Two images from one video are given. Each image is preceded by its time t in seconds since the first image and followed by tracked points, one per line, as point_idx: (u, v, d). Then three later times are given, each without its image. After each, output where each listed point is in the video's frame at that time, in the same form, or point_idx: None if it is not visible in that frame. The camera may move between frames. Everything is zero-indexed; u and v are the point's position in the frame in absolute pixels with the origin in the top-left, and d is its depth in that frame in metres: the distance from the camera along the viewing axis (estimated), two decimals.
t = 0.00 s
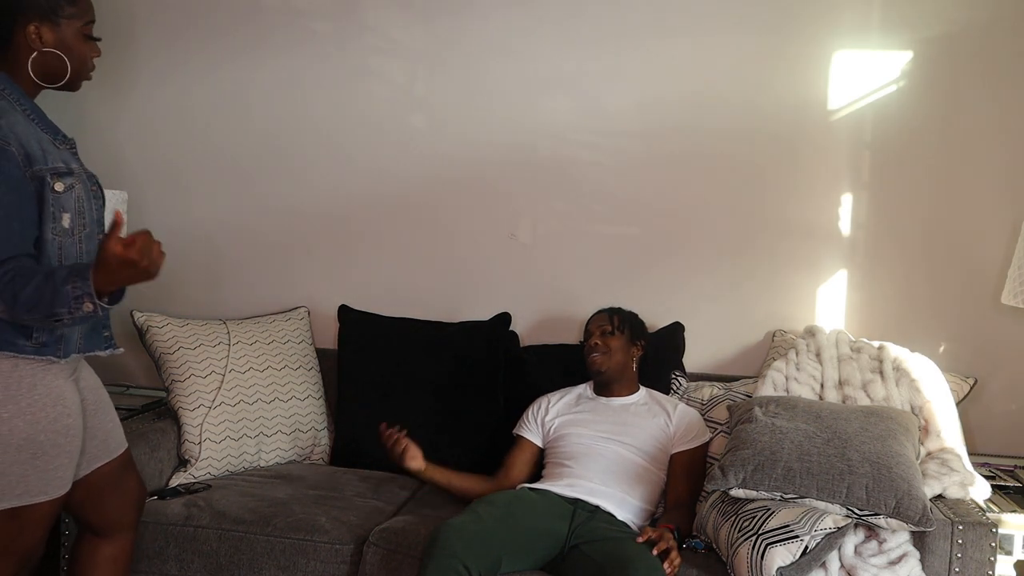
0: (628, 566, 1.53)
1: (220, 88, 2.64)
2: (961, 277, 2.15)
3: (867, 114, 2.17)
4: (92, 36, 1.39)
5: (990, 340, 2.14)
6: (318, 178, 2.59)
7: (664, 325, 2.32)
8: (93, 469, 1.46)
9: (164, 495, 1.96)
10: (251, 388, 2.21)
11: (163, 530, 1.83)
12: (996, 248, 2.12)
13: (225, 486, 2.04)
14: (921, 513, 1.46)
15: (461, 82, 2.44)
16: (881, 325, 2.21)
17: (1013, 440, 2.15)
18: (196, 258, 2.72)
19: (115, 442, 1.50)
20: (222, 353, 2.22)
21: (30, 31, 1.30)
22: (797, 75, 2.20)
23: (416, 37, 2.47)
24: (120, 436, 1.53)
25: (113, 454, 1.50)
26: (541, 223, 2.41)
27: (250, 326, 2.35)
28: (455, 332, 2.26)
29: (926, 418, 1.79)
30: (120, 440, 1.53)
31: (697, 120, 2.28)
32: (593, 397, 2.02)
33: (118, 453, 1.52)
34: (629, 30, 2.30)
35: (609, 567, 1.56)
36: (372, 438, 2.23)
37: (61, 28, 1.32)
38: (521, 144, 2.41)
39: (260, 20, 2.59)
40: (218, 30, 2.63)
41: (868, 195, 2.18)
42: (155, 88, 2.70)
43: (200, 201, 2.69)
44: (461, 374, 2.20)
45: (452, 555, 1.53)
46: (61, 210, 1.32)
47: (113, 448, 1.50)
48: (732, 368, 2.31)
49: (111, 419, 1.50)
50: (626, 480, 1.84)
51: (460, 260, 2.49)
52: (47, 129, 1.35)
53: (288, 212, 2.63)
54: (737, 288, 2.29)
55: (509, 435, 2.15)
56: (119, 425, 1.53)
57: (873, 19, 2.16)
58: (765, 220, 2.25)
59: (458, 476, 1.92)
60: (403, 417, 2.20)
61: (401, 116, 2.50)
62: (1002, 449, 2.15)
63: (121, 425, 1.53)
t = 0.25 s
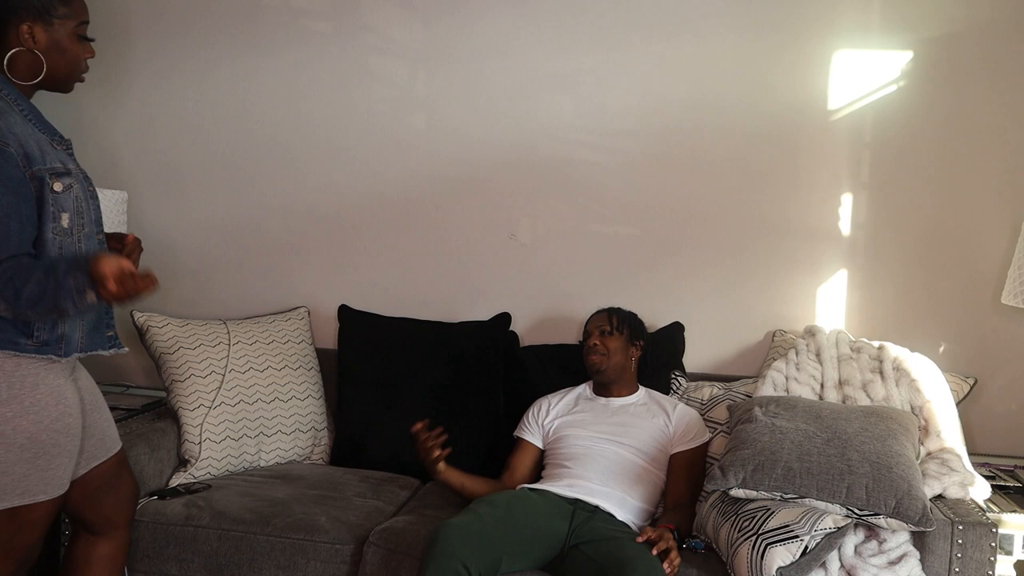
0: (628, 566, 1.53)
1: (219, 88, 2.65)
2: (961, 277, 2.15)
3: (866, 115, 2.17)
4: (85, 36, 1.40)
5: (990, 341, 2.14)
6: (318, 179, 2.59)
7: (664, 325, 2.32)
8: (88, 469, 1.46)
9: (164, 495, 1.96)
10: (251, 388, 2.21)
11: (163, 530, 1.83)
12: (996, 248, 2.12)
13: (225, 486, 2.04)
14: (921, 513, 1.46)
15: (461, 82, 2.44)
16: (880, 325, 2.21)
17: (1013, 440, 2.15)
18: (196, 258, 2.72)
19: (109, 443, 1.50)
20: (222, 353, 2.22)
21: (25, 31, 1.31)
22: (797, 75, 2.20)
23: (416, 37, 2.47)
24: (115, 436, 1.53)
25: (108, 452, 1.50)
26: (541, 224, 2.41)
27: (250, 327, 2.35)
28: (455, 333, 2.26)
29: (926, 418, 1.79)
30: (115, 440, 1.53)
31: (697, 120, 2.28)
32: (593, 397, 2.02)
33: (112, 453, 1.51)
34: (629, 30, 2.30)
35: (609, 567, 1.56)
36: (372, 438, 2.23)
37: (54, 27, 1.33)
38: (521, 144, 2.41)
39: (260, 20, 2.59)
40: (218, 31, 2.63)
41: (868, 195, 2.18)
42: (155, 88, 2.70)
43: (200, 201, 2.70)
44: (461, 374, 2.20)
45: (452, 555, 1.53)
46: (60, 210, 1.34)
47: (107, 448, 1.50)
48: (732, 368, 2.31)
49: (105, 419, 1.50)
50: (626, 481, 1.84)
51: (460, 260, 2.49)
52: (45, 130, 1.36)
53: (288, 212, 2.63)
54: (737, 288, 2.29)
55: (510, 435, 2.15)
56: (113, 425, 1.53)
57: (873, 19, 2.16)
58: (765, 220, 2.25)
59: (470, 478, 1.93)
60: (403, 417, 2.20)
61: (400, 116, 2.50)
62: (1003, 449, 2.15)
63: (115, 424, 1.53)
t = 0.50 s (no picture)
0: (628, 566, 1.53)
1: (219, 88, 2.65)
2: (961, 277, 2.15)
3: (867, 115, 2.17)
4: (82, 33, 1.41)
5: (991, 341, 2.14)
6: (317, 179, 2.59)
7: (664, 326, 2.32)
8: (81, 470, 1.46)
9: (164, 495, 1.95)
10: (251, 388, 2.21)
11: (163, 530, 1.83)
12: (996, 248, 2.12)
13: (225, 486, 2.04)
14: (921, 513, 1.46)
15: (461, 82, 2.44)
16: (880, 325, 2.21)
17: (1013, 440, 2.15)
18: (195, 258, 2.72)
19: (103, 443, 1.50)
20: (222, 353, 2.22)
21: (20, 28, 1.32)
22: (797, 74, 2.20)
23: (416, 37, 2.47)
24: (109, 436, 1.53)
25: (101, 453, 1.50)
26: (541, 223, 2.41)
27: (250, 327, 2.35)
28: (455, 333, 2.26)
29: (926, 418, 1.79)
30: (108, 441, 1.53)
31: (697, 119, 2.28)
32: (593, 398, 2.02)
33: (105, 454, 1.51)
34: (629, 30, 2.30)
35: (610, 567, 1.56)
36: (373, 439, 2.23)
37: (49, 24, 1.34)
38: (521, 143, 2.41)
39: (260, 20, 2.59)
40: (218, 31, 2.63)
41: (868, 195, 2.18)
42: (155, 88, 2.70)
43: (200, 201, 2.69)
44: (461, 374, 2.20)
45: (453, 555, 1.53)
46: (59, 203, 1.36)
47: (102, 448, 1.50)
48: (732, 368, 2.31)
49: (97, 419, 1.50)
50: (626, 481, 1.84)
51: (460, 260, 2.49)
52: (45, 126, 1.39)
53: (288, 212, 2.63)
54: (737, 288, 2.29)
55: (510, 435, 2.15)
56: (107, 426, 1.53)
57: (873, 19, 2.16)
58: (765, 220, 2.25)
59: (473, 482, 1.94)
60: (404, 417, 2.20)
61: (400, 116, 2.50)
62: (1002, 449, 2.15)
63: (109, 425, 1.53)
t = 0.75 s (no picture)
0: (628, 566, 1.53)
1: (219, 88, 2.64)
2: (961, 278, 2.15)
3: (867, 115, 2.17)
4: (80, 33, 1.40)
5: (990, 341, 2.14)
6: (317, 179, 2.59)
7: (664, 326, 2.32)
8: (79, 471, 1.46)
9: (164, 495, 1.96)
10: (251, 388, 2.21)
11: (164, 530, 1.83)
12: (996, 248, 2.12)
13: (225, 486, 2.04)
14: (921, 513, 1.45)
15: (461, 82, 2.44)
16: (880, 325, 2.21)
17: (1013, 440, 2.15)
18: (195, 258, 2.72)
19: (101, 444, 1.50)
20: (222, 353, 2.22)
21: (17, 28, 1.31)
22: (797, 74, 2.20)
23: (416, 37, 2.47)
24: (108, 436, 1.53)
25: (100, 454, 1.50)
26: (540, 223, 2.41)
27: (250, 327, 2.35)
28: (456, 333, 2.26)
29: (926, 418, 1.79)
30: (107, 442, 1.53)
31: (697, 120, 2.28)
32: (593, 398, 2.02)
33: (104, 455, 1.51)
34: (629, 30, 2.30)
35: (610, 567, 1.57)
36: (372, 439, 2.22)
37: (46, 24, 1.33)
38: (521, 144, 2.41)
39: (260, 20, 2.59)
40: (218, 31, 2.63)
41: (867, 195, 2.18)
42: (155, 88, 2.70)
43: (200, 201, 2.70)
44: (461, 374, 2.20)
45: (453, 555, 1.53)
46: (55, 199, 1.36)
47: (100, 448, 1.50)
48: (732, 368, 2.31)
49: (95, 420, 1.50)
50: (626, 480, 1.84)
51: (460, 260, 2.49)
52: (45, 124, 1.40)
53: (288, 212, 2.63)
54: (736, 288, 2.29)
55: (510, 434, 2.15)
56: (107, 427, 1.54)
57: (873, 19, 2.16)
58: (765, 219, 2.25)
59: (476, 473, 1.94)
60: (404, 417, 2.20)
61: (400, 116, 2.50)
62: (1002, 449, 2.15)
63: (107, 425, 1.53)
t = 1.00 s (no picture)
0: (628, 566, 1.53)
1: (219, 88, 2.64)
2: (961, 278, 2.15)
3: (867, 115, 2.17)
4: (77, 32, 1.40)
5: (990, 340, 2.14)
6: (317, 179, 2.59)
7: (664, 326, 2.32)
8: (79, 472, 1.46)
9: (164, 495, 1.96)
10: (251, 388, 2.21)
11: (164, 530, 1.83)
12: (996, 248, 2.12)
13: (225, 486, 2.04)
14: (921, 513, 1.45)
15: (461, 82, 2.44)
16: (880, 325, 2.21)
17: (1013, 440, 2.15)
18: (195, 258, 2.72)
19: (101, 444, 1.50)
20: (222, 353, 2.22)
21: (13, 28, 1.32)
22: (797, 74, 2.20)
23: (416, 37, 2.47)
24: (108, 437, 1.53)
25: (101, 456, 1.50)
26: (540, 223, 2.41)
27: (250, 327, 2.35)
28: (456, 333, 2.26)
29: (926, 418, 1.79)
30: (107, 442, 1.53)
31: (697, 120, 2.28)
32: (593, 398, 2.02)
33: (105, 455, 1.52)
34: (629, 30, 2.30)
35: (609, 567, 1.57)
36: (372, 438, 2.22)
37: (42, 23, 1.34)
38: (521, 144, 2.41)
39: (260, 20, 2.59)
40: (218, 31, 2.63)
41: (868, 195, 2.18)
42: (155, 88, 2.70)
43: (200, 201, 2.70)
44: (461, 374, 2.20)
45: (453, 555, 1.53)
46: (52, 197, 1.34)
47: (100, 449, 1.50)
48: (732, 368, 2.31)
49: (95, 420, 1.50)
50: (626, 480, 1.84)
51: (460, 260, 2.49)
52: (41, 124, 1.39)
53: (288, 212, 2.63)
54: (737, 288, 2.29)
55: (510, 434, 2.15)
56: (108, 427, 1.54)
57: (873, 19, 2.16)
58: (765, 219, 2.25)
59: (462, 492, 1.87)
60: (404, 417, 2.20)
61: (400, 116, 2.50)
62: (1002, 449, 2.15)
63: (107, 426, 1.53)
